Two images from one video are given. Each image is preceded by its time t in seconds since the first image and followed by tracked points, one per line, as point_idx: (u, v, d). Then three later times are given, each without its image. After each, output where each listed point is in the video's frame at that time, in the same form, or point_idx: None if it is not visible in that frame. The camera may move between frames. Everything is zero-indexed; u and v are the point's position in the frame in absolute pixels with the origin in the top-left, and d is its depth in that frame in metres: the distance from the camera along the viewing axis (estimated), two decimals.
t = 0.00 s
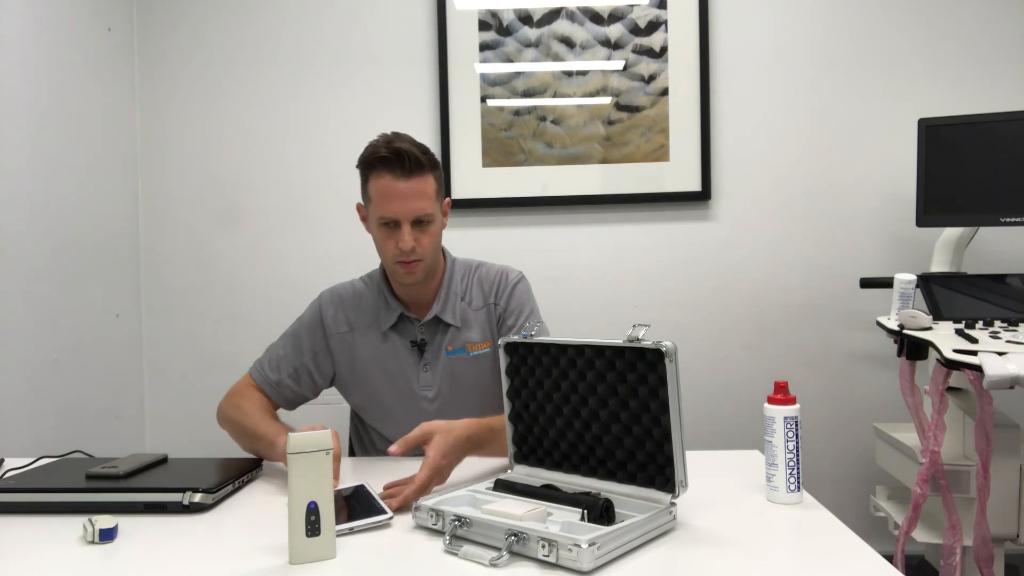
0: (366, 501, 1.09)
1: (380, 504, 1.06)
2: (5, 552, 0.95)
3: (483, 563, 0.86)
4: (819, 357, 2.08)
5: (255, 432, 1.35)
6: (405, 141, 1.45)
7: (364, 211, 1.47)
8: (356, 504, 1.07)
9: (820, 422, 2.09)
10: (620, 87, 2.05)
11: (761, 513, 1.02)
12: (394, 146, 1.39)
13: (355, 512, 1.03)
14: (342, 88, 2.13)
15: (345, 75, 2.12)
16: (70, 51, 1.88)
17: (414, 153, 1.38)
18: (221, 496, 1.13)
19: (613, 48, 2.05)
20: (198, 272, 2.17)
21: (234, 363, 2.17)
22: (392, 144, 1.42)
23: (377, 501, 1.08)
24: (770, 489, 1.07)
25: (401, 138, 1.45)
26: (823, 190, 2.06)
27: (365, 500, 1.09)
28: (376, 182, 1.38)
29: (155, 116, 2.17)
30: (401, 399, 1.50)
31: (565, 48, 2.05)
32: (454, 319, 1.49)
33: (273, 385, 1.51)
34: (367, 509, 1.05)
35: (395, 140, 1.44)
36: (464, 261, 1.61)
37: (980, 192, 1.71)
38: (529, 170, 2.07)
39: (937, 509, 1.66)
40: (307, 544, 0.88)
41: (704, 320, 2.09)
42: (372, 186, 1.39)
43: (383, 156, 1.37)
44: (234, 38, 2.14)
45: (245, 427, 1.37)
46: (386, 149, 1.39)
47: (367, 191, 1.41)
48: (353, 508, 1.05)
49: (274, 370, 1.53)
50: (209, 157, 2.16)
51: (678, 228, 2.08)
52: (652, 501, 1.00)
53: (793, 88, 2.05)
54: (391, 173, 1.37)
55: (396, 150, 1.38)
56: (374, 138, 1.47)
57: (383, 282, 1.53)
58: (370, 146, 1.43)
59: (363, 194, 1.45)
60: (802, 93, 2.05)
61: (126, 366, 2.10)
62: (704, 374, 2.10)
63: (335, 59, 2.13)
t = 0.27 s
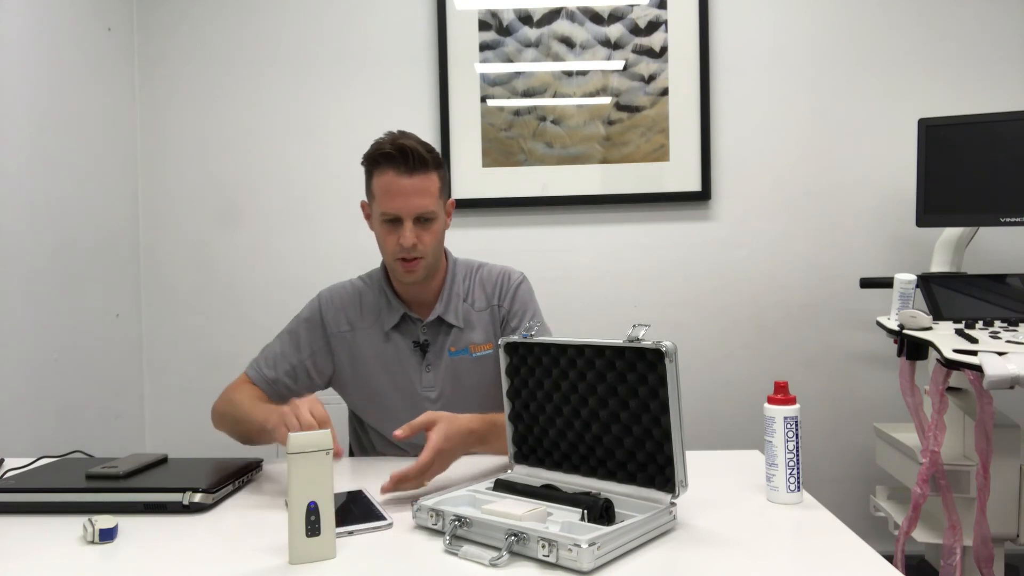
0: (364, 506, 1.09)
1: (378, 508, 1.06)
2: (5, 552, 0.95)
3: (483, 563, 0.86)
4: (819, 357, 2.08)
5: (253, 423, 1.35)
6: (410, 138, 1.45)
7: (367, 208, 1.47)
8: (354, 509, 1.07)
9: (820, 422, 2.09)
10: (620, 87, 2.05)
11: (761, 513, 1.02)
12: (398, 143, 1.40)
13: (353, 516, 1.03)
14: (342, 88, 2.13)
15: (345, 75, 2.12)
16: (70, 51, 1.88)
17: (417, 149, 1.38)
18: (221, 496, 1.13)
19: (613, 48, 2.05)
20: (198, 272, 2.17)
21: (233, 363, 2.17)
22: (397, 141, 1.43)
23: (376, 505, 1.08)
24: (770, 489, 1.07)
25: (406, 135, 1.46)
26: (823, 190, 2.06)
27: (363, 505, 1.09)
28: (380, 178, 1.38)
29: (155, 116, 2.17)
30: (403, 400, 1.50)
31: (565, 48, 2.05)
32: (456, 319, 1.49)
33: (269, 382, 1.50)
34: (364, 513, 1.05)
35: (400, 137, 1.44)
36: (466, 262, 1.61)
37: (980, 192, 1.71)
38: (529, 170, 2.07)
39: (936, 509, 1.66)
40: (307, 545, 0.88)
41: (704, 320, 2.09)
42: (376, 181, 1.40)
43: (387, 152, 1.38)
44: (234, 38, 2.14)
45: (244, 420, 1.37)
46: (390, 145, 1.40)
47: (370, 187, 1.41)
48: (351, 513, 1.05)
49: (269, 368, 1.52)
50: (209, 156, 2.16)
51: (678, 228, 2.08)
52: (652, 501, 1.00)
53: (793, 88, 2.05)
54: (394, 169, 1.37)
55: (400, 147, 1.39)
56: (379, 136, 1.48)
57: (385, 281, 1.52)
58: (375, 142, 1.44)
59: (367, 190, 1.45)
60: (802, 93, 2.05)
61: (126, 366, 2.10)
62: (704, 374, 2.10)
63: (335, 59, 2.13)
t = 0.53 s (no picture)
0: (364, 506, 1.09)
1: (378, 509, 1.06)
2: (5, 551, 0.95)
3: (483, 563, 0.86)
4: (819, 357, 2.08)
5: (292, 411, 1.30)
6: (393, 137, 1.45)
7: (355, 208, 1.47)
8: (354, 510, 1.06)
9: (820, 422, 2.09)
10: (620, 87, 2.05)
11: (761, 513, 1.02)
12: (382, 142, 1.40)
13: (353, 518, 1.03)
14: (342, 88, 2.13)
15: (345, 75, 2.13)
16: (70, 51, 1.88)
17: (401, 146, 1.39)
18: (221, 496, 1.14)
19: (613, 48, 2.05)
20: (198, 272, 2.17)
21: (233, 363, 2.17)
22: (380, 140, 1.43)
23: (376, 506, 1.08)
24: (770, 489, 1.07)
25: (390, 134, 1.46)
26: (823, 190, 2.06)
27: (363, 505, 1.09)
28: (365, 177, 1.38)
29: (154, 116, 2.17)
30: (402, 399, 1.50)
31: (565, 48, 2.05)
32: (451, 316, 1.50)
33: (314, 376, 1.41)
34: (365, 514, 1.05)
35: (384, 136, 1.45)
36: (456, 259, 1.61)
37: (980, 192, 1.71)
38: (529, 170, 2.07)
39: (936, 510, 1.66)
40: (307, 546, 0.88)
41: (704, 321, 2.09)
42: (361, 181, 1.40)
43: (371, 151, 1.38)
44: (234, 38, 2.14)
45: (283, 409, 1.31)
46: (375, 145, 1.40)
47: (357, 187, 1.41)
48: (351, 514, 1.05)
49: (304, 365, 1.42)
50: (209, 156, 2.16)
51: (678, 228, 2.08)
52: (652, 501, 1.00)
53: (793, 88, 2.05)
54: (380, 167, 1.37)
55: (384, 145, 1.39)
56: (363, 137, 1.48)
57: (379, 280, 1.52)
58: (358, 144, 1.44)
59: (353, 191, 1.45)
60: (802, 93, 2.05)
61: (126, 366, 2.10)
62: (704, 374, 2.10)
63: (336, 59, 2.13)
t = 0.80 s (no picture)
0: (364, 506, 1.09)
1: (378, 509, 1.06)
2: (5, 551, 0.95)
3: (483, 563, 0.86)
4: (819, 357, 2.08)
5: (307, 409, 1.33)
6: (385, 136, 1.45)
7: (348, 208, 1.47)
8: (353, 510, 1.07)
9: (820, 422, 2.09)
10: (620, 87, 2.05)
11: (761, 513, 1.02)
12: (374, 141, 1.39)
13: (353, 517, 1.03)
14: (342, 88, 2.13)
15: (345, 75, 2.12)
16: (70, 51, 1.88)
17: (393, 145, 1.38)
18: (221, 495, 1.14)
19: (613, 48, 2.05)
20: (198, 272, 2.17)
21: (233, 363, 2.17)
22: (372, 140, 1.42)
23: (376, 505, 1.08)
24: (770, 489, 1.07)
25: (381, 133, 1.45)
26: (822, 190, 2.06)
27: (363, 505, 1.09)
28: (359, 177, 1.37)
29: (154, 116, 2.17)
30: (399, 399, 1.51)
31: (566, 48, 2.05)
32: (443, 316, 1.49)
33: (322, 373, 1.41)
34: (365, 514, 1.05)
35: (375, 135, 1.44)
36: (448, 260, 1.61)
37: (980, 192, 1.71)
38: (529, 170, 2.07)
39: (936, 510, 1.66)
40: (304, 545, 0.88)
41: (704, 321, 2.09)
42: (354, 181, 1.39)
43: (364, 151, 1.37)
44: (234, 38, 2.14)
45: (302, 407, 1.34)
46: (367, 144, 1.39)
47: (350, 187, 1.41)
48: (350, 514, 1.05)
49: (309, 363, 1.42)
50: (209, 156, 2.16)
51: (678, 228, 2.08)
52: (652, 501, 1.00)
53: (793, 88, 2.05)
54: (373, 167, 1.37)
55: (377, 144, 1.38)
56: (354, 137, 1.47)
57: (373, 281, 1.52)
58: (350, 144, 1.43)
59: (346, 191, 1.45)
60: (802, 93, 2.05)
61: (126, 367, 2.10)
62: (704, 374, 2.10)
63: (336, 59, 2.13)
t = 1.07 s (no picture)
0: (364, 506, 1.09)
1: (378, 509, 1.06)
2: (4, 552, 0.95)
3: (483, 563, 0.87)
4: (819, 357, 2.08)
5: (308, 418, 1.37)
6: (376, 140, 1.45)
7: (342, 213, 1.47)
8: (354, 510, 1.07)
9: (820, 422, 2.09)
10: (620, 87, 2.05)
11: (761, 513, 1.02)
12: (366, 146, 1.40)
13: (353, 518, 1.03)
14: (343, 88, 2.13)
15: (345, 75, 2.12)
16: (70, 50, 1.88)
17: (385, 149, 1.38)
18: (221, 496, 1.14)
19: (613, 48, 2.05)
20: (198, 272, 2.17)
21: (233, 363, 2.17)
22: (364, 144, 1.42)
23: (376, 505, 1.08)
24: (770, 489, 1.07)
25: (373, 137, 1.46)
26: (822, 190, 2.06)
27: (364, 505, 1.09)
28: (351, 182, 1.38)
29: (155, 116, 2.17)
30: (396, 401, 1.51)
31: (566, 48, 2.05)
32: (438, 319, 1.49)
33: (311, 378, 1.44)
34: (365, 514, 1.05)
35: (367, 139, 1.44)
36: (446, 261, 1.61)
37: (981, 192, 1.71)
38: (529, 170, 2.07)
39: (936, 509, 1.66)
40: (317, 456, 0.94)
41: (704, 320, 2.09)
42: (347, 186, 1.39)
43: (355, 156, 1.38)
44: (234, 38, 2.14)
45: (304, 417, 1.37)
46: (359, 149, 1.40)
47: (344, 193, 1.41)
48: (351, 514, 1.05)
49: (300, 368, 1.45)
50: (209, 156, 2.16)
51: (678, 228, 2.08)
52: (652, 501, 1.00)
53: (793, 88, 2.05)
54: (365, 172, 1.37)
55: (368, 149, 1.39)
56: (346, 141, 1.48)
57: (369, 284, 1.52)
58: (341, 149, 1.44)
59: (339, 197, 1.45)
60: (802, 93, 2.05)
61: (126, 367, 2.10)
62: (704, 374, 2.10)
63: (335, 59, 2.13)
